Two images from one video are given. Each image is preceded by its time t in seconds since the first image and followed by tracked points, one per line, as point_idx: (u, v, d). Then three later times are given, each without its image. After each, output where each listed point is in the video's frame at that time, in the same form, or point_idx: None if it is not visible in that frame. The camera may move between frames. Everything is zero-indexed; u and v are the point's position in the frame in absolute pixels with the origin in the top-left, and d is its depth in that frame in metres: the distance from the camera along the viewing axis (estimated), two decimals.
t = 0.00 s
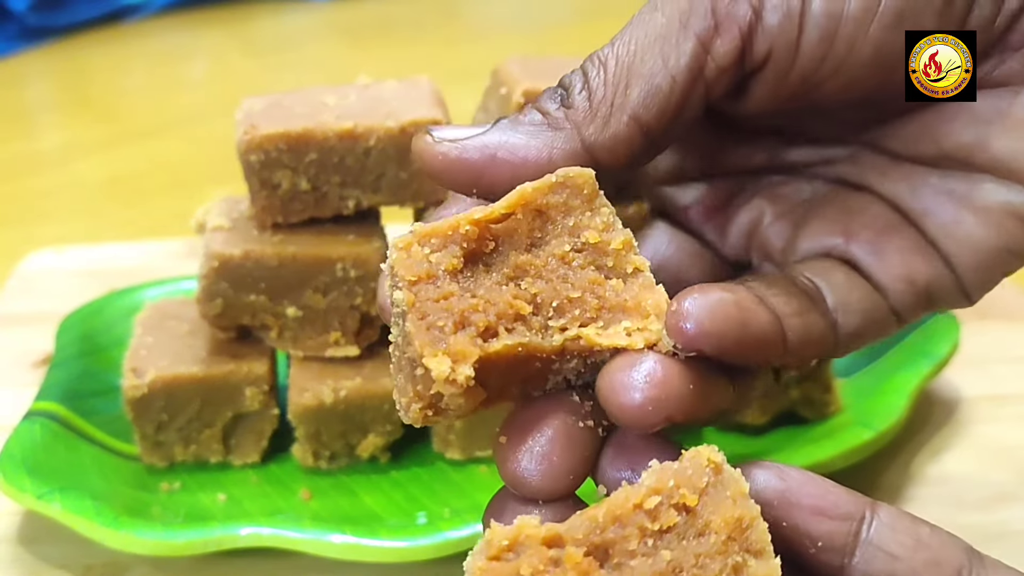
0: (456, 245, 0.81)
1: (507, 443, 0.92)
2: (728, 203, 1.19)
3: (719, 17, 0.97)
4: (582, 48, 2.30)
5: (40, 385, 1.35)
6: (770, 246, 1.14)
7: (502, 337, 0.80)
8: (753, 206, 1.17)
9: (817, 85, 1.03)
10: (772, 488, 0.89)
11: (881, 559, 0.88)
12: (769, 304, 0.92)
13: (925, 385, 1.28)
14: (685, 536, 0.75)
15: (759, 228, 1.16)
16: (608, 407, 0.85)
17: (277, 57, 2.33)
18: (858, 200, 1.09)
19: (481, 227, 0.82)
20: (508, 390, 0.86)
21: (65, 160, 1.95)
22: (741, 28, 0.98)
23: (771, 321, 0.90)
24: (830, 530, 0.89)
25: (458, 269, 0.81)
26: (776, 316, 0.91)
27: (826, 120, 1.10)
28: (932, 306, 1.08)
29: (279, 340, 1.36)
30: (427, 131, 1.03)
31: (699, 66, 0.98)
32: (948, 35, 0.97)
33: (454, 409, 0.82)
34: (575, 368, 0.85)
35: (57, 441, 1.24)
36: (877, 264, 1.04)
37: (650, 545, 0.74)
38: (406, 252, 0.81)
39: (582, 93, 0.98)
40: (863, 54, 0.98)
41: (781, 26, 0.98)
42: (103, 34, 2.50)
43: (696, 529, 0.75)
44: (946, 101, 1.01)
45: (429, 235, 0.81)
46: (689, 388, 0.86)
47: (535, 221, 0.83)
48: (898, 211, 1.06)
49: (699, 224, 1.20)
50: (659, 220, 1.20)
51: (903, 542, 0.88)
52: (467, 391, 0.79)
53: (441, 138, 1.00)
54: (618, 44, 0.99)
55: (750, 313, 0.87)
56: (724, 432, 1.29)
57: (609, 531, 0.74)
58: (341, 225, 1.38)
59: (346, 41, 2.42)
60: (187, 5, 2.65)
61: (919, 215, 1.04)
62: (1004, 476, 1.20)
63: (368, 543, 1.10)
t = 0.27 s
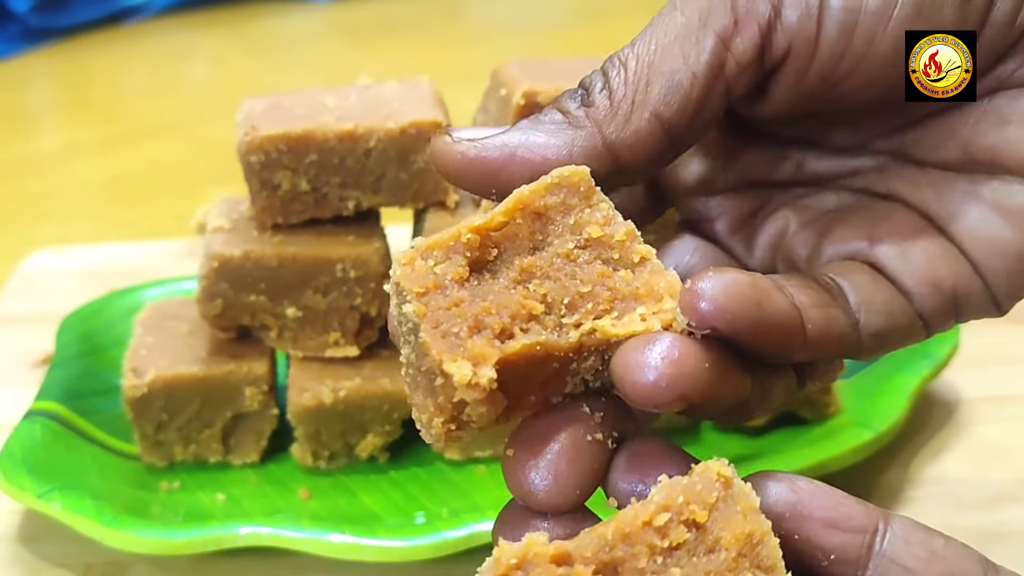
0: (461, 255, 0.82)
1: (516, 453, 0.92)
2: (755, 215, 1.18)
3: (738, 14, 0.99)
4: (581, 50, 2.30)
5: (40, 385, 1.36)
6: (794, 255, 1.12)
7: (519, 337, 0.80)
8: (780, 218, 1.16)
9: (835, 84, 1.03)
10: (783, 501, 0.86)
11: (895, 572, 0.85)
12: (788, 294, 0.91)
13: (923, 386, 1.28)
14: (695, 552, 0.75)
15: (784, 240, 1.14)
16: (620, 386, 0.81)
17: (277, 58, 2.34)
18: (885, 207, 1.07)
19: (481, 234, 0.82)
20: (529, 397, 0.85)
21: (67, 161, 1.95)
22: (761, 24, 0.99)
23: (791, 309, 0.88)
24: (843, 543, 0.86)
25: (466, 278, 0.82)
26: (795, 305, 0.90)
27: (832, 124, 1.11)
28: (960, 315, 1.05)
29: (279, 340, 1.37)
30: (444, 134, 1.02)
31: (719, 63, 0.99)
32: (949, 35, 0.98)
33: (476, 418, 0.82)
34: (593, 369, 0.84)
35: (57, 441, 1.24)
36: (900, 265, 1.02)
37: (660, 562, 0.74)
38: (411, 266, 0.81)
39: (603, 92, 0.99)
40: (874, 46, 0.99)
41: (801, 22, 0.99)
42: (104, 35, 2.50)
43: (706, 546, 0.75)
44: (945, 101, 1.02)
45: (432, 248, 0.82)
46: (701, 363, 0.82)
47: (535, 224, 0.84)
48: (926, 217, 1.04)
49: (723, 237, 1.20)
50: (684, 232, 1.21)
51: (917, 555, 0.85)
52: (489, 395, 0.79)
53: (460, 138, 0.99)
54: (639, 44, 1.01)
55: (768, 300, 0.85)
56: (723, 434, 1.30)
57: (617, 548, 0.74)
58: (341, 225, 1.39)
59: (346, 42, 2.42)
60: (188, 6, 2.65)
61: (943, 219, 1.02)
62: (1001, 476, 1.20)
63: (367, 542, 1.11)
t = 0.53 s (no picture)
0: (456, 279, 0.82)
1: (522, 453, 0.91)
2: (763, 211, 1.17)
3: (754, 31, 0.99)
4: (580, 51, 2.30)
5: (40, 386, 1.36)
6: (801, 253, 1.11)
7: (532, 357, 0.80)
8: (787, 213, 1.15)
9: (851, 95, 1.04)
10: (791, 495, 0.88)
11: (901, 564, 0.88)
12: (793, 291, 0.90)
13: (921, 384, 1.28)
14: (700, 540, 0.77)
15: (792, 234, 1.13)
16: (626, 386, 0.81)
17: (277, 59, 2.34)
18: (892, 206, 1.08)
19: (473, 254, 0.82)
20: (541, 405, 0.85)
21: (67, 162, 1.96)
22: (775, 41, 1.00)
23: (795, 306, 0.87)
24: (850, 537, 0.88)
25: (465, 302, 0.81)
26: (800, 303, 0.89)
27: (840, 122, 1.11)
28: (967, 317, 1.05)
29: (278, 341, 1.37)
30: (452, 132, 1.00)
31: (734, 80, 1.00)
32: (950, 34, 0.98)
33: (496, 441, 0.82)
34: (602, 372, 0.85)
35: (57, 442, 1.24)
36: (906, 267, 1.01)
37: (667, 547, 0.76)
38: (407, 298, 0.80)
39: (618, 105, 0.98)
40: (880, 56, 1.00)
41: (814, 39, 1.00)
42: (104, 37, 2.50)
43: (712, 532, 0.77)
44: (945, 100, 1.02)
45: (426, 275, 0.81)
46: (710, 366, 0.82)
47: (523, 235, 0.84)
48: (930, 217, 1.04)
49: (735, 231, 1.18)
50: (695, 224, 1.19)
51: (924, 549, 0.88)
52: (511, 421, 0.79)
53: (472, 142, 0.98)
54: (652, 57, 1.00)
55: (772, 298, 0.84)
56: (721, 432, 1.30)
57: (624, 535, 0.76)
58: (340, 225, 1.39)
59: (346, 44, 2.42)
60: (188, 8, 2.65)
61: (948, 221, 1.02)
62: (999, 474, 1.20)
63: (367, 543, 1.11)
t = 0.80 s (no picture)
0: (473, 265, 0.83)
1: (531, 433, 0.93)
2: (774, 201, 1.17)
3: (773, 22, 1.00)
4: (578, 55, 2.31)
5: (41, 386, 1.37)
6: (811, 240, 1.12)
7: (549, 347, 0.81)
8: (799, 201, 1.15)
9: (867, 88, 1.05)
10: (795, 478, 0.89)
11: (904, 547, 0.90)
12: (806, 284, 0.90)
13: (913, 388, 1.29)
14: (701, 522, 0.79)
15: (803, 222, 1.14)
16: (638, 375, 0.82)
17: (276, 61, 2.35)
18: (902, 196, 1.09)
19: (491, 239, 0.83)
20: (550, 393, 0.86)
21: (67, 162, 1.96)
22: (794, 32, 1.00)
23: (806, 299, 0.88)
24: (854, 519, 0.90)
25: (482, 288, 0.83)
26: (812, 295, 0.90)
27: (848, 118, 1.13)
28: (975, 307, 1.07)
29: (278, 342, 1.38)
30: (469, 115, 1.01)
31: (752, 70, 1.00)
32: (950, 34, 1.00)
33: (510, 426, 0.84)
34: (617, 358, 0.87)
35: (57, 442, 1.25)
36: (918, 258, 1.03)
37: (668, 529, 0.78)
38: (425, 283, 0.82)
39: (637, 91, 0.98)
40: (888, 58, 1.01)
41: (831, 31, 1.01)
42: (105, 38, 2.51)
43: (714, 515, 0.79)
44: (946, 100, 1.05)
45: (443, 260, 0.82)
46: (720, 361, 0.83)
47: (540, 220, 0.84)
48: (940, 210, 1.06)
49: (747, 216, 1.18)
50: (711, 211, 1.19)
51: (927, 532, 0.90)
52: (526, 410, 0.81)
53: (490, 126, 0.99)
54: (671, 43, 1.00)
55: (786, 291, 0.85)
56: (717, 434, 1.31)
57: (627, 517, 0.78)
58: (339, 228, 1.40)
59: (346, 46, 2.43)
60: (189, 9, 2.66)
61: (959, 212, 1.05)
62: (991, 477, 1.21)
63: (366, 544, 1.12)
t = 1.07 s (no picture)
0: (467, 250, 0.83)
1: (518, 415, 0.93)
2: (775, 198, 1.19)
3: (775, 10, 1.00)
4: (578, 58, 2.31)
5: (41, 386, 1.37)
6: (811, 238, 1.14)
7: (538, 336, 0.82)
8: (800, 200, 1.17)
9: (868, 82, 1.05)
10: (778, 450, 0.89)
11: (889, 514, 0.88)
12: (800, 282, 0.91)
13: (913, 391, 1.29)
14: (679, 501, 0.79)
15: (804, 221, 1.16)
16: (626, 368, 0.83)
17: (276, 63, 2.35)
18: (904, 196, 1.11)
19: (486, 225, 0.84)
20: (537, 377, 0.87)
21: (68, 163, 1.97)
22: (796, 20, 1.00)
23: (800, 296, 0.88)
24: (837, 488, 0.89)
25: (475, 273, 0.83)
26: (806, 293, 0.90)
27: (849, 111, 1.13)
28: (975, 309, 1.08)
29: (277, 343, 1.38)
30: (469, 99, 1.02)
31: (752, 58, 1.01)
32: (951, 34, 1.01)
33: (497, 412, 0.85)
34: (606, 346, 0.88)
35: (58, 442, 1.26)
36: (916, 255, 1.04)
37: (644, 511, 0.78)
38: (418, 266, 0.83)
39: (636, 76, 1.00)
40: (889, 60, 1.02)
41: (833, 21, 1.01)
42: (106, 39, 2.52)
43: (690, 494, 0.79)
44: (946, 99, 1.06)
45: (437, 244, 0.83)
46: (707, 356, 0.82)
47: (536, 206, 0.85)
48: (942, 208, 1.07)
49: (749, 214, 1.20)
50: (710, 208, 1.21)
51: (911, 498, 0.88)
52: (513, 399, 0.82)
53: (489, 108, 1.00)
54: (672, 30, 1.01)
55: (779, 288, 0.85)
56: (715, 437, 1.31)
57: (603, 500, 0.79)
58: (339, 229, 1.40)
59: (346, 48, 2.43)
60: (190, 10, 2.67)
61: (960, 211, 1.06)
62: (988, 480, 1.22)
63: (365, 544, 1.12)
